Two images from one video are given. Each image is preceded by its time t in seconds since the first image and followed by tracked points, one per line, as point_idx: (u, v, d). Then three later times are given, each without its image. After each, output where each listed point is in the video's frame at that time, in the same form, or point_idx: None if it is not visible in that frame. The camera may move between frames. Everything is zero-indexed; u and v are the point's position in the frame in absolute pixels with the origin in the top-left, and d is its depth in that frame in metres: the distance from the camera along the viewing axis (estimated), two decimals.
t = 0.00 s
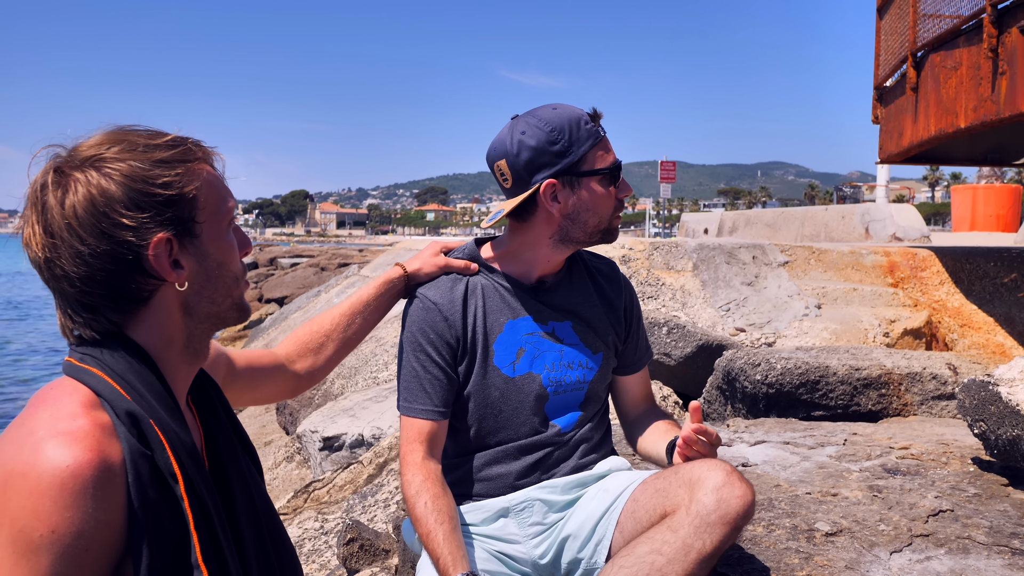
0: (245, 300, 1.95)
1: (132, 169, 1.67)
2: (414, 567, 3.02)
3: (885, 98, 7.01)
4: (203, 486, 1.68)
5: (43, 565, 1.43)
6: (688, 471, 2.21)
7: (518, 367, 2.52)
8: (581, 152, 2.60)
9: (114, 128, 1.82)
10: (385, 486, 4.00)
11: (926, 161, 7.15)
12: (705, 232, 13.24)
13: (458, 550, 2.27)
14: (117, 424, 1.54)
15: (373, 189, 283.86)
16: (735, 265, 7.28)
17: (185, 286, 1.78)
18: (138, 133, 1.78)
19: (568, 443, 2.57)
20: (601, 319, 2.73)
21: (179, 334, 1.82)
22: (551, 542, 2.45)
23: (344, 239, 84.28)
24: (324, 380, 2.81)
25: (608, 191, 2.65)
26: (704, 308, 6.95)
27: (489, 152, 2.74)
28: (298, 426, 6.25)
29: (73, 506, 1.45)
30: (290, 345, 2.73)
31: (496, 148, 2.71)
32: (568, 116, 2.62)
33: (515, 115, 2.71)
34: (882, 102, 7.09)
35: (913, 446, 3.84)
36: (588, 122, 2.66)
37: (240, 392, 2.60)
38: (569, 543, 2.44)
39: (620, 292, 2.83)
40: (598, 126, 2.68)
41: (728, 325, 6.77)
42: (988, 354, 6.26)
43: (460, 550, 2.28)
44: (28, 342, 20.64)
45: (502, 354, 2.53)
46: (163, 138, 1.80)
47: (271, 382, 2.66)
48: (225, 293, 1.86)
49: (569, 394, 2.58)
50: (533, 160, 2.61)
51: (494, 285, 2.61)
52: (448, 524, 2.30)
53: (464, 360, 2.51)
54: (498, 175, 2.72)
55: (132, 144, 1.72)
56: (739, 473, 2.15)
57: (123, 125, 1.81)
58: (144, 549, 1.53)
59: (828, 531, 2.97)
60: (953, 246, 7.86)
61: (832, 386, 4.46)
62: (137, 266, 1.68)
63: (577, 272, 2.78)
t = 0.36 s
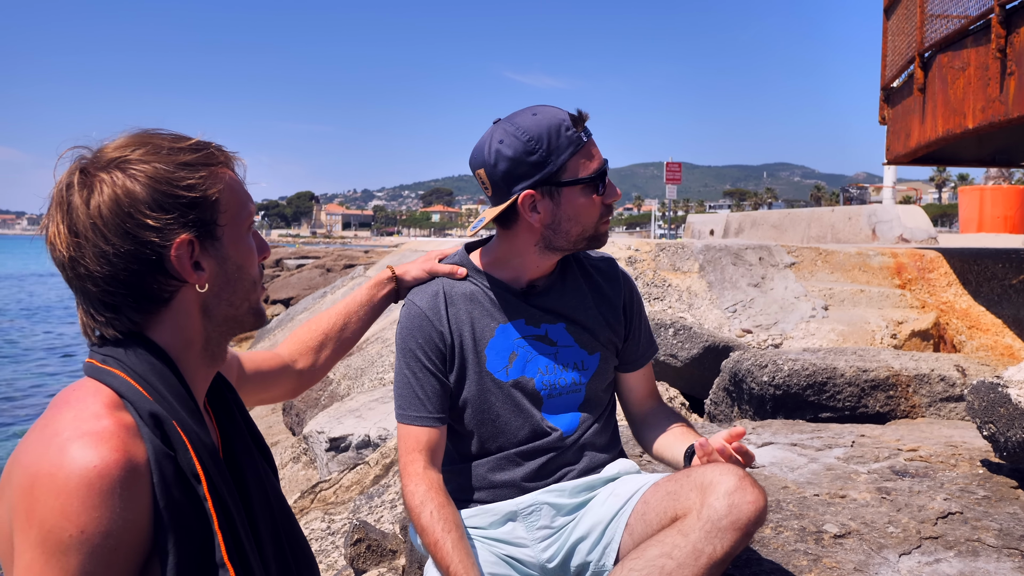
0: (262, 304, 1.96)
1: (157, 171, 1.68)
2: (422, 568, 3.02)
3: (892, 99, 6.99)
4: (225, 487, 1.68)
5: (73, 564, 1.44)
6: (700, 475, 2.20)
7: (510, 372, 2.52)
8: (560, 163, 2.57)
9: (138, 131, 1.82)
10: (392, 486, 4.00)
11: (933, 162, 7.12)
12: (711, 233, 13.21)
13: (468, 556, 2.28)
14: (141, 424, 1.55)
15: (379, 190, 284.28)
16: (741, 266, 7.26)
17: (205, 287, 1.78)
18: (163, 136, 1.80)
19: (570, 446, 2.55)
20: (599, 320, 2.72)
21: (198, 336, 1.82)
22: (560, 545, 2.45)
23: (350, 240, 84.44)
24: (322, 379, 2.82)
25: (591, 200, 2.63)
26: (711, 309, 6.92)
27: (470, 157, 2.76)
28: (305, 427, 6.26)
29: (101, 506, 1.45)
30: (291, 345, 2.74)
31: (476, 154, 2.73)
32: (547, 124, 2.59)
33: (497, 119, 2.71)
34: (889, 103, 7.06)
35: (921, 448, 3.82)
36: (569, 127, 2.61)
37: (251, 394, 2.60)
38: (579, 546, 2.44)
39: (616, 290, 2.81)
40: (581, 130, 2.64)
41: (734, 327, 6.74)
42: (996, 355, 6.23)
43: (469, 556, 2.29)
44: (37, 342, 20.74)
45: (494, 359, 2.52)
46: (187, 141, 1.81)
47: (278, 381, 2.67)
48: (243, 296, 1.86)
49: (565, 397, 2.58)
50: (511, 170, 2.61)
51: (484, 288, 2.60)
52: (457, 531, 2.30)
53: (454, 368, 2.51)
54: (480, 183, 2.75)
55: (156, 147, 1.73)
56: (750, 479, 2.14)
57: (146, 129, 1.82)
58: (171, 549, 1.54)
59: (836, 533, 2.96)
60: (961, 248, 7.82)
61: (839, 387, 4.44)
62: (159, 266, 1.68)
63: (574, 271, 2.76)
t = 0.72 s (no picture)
0: (287, 297, 1.97)
1: (191, 157, 1.70)
2: (457, 560, 3.02)
3: (932, 88, 6.81)
4: (258, 477, 1.70)
5: (115, 557, 1.44)
6: (737, 466, 2.16)
7: (549, 376, 2.52)
8: (528, 176, 2.58)
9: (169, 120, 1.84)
10: (426, 478, 4.01)
11: (974, 153, 6.93)
12: (745, 226, 13.04)
13: (507, 544, 2.28)
14: (177, 416, 1.56)
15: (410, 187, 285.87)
16: (777, 259, 7.14)
17: (235, 276, 1.79)
18: (194, 125, 1.81)
19: (608, 437, 2.56)
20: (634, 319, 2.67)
21: (227, 327, 1.83)
22: (595, 535, 2.43)
23: (382, 236, 85.04)
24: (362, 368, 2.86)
25: (552, 223, 2.55)
26: (745, 302, 6.81)
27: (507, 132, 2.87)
28: (339, 419, 6.31)
29: (143, 498, 1.46)
30: (331, 328, 2.79)
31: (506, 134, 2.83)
32: (530, 136, 2.56)
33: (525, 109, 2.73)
34: (929, 93, 6.87)
35: (964, 444, 3.71)
36: (550, 145, 2.54)
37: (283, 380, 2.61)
38: (614, 537, 2.40)
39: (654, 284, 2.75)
40: (564, 153, 2.54)
41: (770, 320, 6.64)
42: None
43: (508, 544, 2.29)
44: (79, 336, 21.23)
45: (532, 363, 2.52)
46: (219, 130, 1.82)
47: (317, 365, 2.71)
48: (271, 288, 1.88)
49: (604, 396, 2.57)
50: (500, 166, 2.71)
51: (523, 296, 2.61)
52: (494, 520, 2.32)
53: (493, 368, 2.53)
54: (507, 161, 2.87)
55: (189, 135, 1.75)
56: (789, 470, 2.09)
57: (178, 118, 1.83)
58: (212, 540, 1.56)
59: (877, 529, 2.89)
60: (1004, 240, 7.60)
61: (878, 382, 4.34)
62: (191, 253, 1.70)
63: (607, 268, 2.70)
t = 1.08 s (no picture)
0: (316, 294, 2.00)
1: (229, 149, 1.72)
2: (493, 550, 3.04)
3: (975, 74, 6.62)
4: (285, 474, 1.71)
5: (140, 554, 1.45)
6: (780, 461, 2.14)
7: (581, 372, 2.53)
8: (536, 172, 2.59)
9: (208, 110, 1.86)
10: (461, 469, 4.04)
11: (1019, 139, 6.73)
12: (781, 216, 12.85)
13: (540, 539, 2.29)
14: (204, 413, 1.57)
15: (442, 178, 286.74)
16: (815, 249, 7.01)
17: (266, 271, 1.82)
18: (233, 116, 1.83)
19: (642, 432, 2.55)
20: (670, 314, 2.65)
21: (256, 321, 1.86)
22: (632, 529, 2.43)
23: (415, 227, 85.52)
24: (383, 374, 2.86)
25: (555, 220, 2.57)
26: (783, 293, 6.68)
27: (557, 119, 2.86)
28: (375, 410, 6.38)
29: (169, 496, 1.47)
30: (355, 334, 2.79)
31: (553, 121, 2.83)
32: (544, 133, 2.55)
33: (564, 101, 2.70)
34: (972, 78, 6.68)
35: (1009, 436, 3.63)
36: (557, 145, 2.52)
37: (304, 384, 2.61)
38: (652, 531, 2.40)
39: (692, 277, 2.71)
40: (568, 155, 2.51)
41: (808, 310, 6.53)
42: None
43: (542, 538, 2.29)
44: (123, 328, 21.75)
45: (565, 360, 2.53)
46: (257, 123, 1.85)
47: (341, 370, 2.71)
48: (300, 285, 1.91)
49: (639, 391, 2.56)
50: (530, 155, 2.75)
51: (555, 286, 2.61)
52: (529, 516, 2.33)
53: (525, 365, 2.54)
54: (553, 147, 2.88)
55: (228, 127, 1.77)
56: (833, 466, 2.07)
57: (217, 108, 1.86)
58: (237, 537, 1.56)
59: (920, 523, 2.83)
60: None
61: (919, 373, 4.26)
62: (224, 246, 1.72)
63: (641, 259, 2.67)
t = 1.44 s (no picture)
0: (330, 286, 2.00)
1: (239, 139, 1.73)
2: (517, 540, 3.05)
3: (1006, 58, 6.46)
4: (295, 468, 1.70)
5: (145, 550, 1.46)
6: (809, 453, 2.15)
7: (608, 365, 2.52)
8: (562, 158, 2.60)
9: (221, 100, 1.88)
10: (485, 459, 4.05)
11: None
12: (807, 204, 12.68)
13: (566, 532, 2.28)
14: (211, 407, 1.57)
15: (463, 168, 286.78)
16: (842, 237, 6.92)
17: (278, 262, 1.82)
18: (245, 105, 1.84)
19: (669, 425, 2.54)
20: (699, 309, 2.63)
21: (269, 313, 1.86)
22: (658, 521, 2.41)
23: (437, 217, 85.70)
24: (406, 368, 2.87)
25: (576, 211, 2.57)
26: (809, 281, 6.59)
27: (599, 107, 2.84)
28: (399, 400, 6.42)
29: (173, 491, 1.47)
30: (379, 328, 2.79)
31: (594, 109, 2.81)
32: (574, 120, 2.54)
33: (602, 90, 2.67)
34: (1002, 62, 6.53)
35: None
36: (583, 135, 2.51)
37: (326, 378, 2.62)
38: (678, 523, 2.39)
39: (723, 269, 2.68)
40: (592, 147, 2.50)
41: (834, 299, 6.44)
42: None
43: (568, 531, 2.29)
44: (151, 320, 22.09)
45: (592, 352, 2.52)
46: (269, 113, 1.85)
47: (362, 364, 2.71)
48: (314, 276, 1.91)
49: (665, 384, 2.55)
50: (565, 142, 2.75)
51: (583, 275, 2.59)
52: (554, 508, 2.33)
53: (553, 358, 2.54)
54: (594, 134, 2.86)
55: (239, 116, 1.78)
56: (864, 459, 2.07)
57: (230, 98, 1.87)
58: (244, 534, 1.56)
59: (950, 514, 2.79)
60: None
61: (949, 362, 4.19)
62: (234, 237, 1.73)
63: (672, 252, 2.65)
